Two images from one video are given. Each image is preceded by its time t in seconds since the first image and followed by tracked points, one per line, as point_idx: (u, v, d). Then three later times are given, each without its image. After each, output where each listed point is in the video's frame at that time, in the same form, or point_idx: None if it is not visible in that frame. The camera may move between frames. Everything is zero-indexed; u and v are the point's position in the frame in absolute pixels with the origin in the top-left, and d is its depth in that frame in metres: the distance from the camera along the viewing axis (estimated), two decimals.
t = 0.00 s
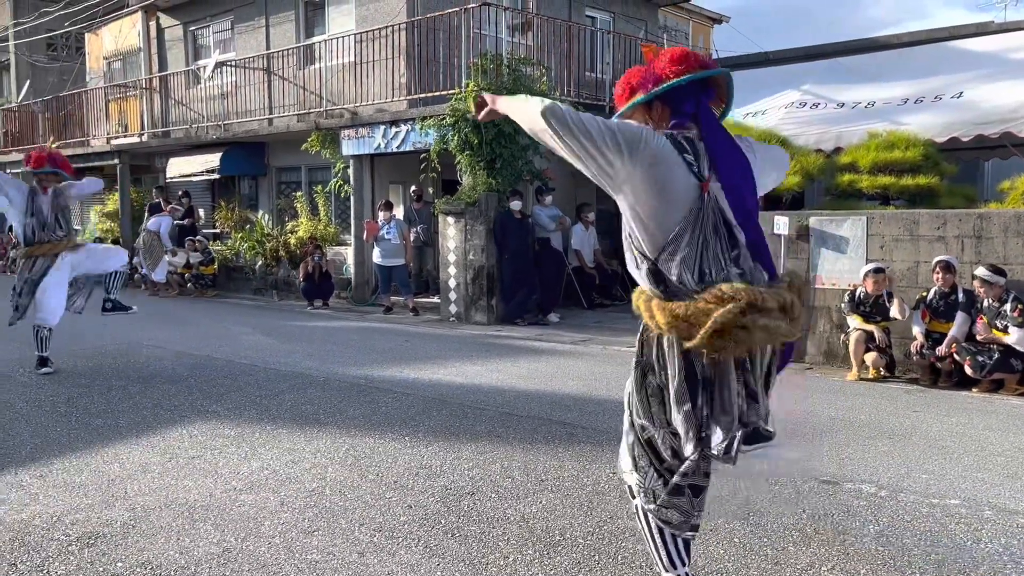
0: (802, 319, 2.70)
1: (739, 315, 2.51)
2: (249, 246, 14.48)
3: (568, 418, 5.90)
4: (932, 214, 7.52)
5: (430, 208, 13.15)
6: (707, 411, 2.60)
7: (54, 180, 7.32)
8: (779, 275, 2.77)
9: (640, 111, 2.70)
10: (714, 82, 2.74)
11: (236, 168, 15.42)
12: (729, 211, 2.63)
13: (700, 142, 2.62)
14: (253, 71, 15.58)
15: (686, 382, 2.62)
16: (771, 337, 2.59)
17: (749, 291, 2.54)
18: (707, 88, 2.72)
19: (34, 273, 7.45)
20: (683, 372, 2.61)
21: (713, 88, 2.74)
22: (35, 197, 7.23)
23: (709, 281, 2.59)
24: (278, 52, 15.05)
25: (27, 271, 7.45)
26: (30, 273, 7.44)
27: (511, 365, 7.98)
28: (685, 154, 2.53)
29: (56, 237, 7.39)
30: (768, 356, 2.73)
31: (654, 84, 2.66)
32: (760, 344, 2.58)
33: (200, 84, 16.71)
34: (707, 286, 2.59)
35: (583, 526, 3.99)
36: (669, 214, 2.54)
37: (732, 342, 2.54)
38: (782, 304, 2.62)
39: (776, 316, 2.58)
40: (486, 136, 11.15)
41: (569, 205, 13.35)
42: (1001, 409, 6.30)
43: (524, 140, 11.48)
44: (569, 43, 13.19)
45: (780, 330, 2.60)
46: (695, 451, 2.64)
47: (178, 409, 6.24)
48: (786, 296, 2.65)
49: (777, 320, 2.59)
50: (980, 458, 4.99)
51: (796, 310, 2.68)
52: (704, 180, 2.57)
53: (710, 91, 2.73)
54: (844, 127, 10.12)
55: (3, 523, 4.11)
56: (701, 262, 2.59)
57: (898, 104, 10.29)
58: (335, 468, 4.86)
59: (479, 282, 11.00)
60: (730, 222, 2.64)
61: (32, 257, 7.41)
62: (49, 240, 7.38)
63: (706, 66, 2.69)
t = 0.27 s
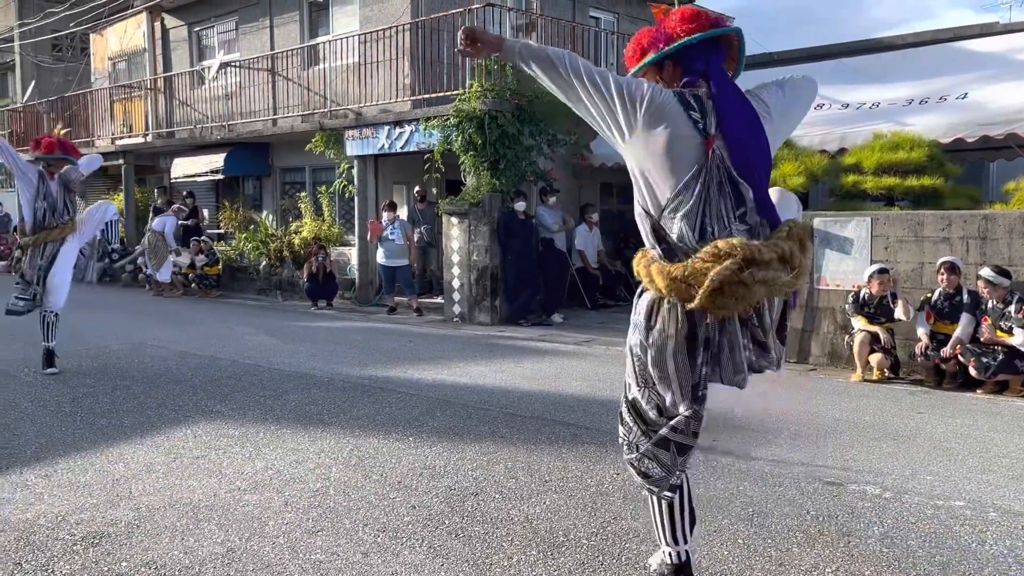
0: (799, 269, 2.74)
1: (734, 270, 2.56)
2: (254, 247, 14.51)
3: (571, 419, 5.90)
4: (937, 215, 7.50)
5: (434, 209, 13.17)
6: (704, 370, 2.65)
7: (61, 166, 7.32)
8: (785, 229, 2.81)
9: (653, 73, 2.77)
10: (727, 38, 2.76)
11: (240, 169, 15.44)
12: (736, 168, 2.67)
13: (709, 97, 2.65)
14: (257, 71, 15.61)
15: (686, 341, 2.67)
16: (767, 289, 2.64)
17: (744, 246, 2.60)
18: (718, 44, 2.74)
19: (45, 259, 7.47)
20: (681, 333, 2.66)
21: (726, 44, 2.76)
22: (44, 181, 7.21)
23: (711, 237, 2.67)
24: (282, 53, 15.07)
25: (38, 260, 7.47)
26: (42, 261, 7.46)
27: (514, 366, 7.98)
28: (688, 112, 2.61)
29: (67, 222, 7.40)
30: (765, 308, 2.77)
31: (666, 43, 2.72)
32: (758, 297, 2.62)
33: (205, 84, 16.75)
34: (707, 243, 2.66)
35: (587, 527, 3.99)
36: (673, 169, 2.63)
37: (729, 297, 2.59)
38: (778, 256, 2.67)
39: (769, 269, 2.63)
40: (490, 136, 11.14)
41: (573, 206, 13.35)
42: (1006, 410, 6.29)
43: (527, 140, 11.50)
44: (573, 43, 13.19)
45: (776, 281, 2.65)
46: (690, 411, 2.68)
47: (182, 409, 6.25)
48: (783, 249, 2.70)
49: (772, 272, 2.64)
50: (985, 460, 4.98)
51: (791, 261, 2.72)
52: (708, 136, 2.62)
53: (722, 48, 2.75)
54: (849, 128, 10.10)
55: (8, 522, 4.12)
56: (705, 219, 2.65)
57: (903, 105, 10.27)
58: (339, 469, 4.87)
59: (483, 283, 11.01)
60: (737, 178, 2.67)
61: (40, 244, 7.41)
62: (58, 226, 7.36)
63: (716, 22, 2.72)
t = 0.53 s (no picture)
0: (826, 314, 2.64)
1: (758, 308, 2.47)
2: (256, 246, 14.53)
3: (573, 419, 5.90)
4: (940, 215, 7.49)
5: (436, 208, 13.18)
6: (720, 409, 2.54)
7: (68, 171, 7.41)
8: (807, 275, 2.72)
9: (660, 115, 2.73)
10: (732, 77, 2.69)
11: (242, 169, 15.46)
12: (751, 209, 2.56)
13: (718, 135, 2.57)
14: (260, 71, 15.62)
15: (704, 377, 2.56)
16: (791, 331, 2.54)
17: (771, 285, 2.51)
18: (725, 81, 2.67)
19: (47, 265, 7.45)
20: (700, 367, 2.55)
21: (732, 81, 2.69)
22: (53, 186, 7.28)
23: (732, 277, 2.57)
24: (285, 53, 15.09)
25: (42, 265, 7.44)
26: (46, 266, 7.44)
27: (516, 366, 7.98)
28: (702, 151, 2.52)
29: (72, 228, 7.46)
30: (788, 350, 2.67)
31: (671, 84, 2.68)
32: (781, 338, 2.52)
33: (207, 84, 16.76)
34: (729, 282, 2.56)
35: (589, 527, 3.99)
36: (688, 210, 2.53)
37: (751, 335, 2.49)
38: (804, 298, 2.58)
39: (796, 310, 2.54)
40: (492, 136, 11.13)
41: (575, 206, 13.35)
42: (1008, 411, 6.28)
43: (530, 140, 11.49)
44: (575, 43, 13.18)
45: (801, 324, 2.55)
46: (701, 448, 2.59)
47: (185, 409, 6.25)
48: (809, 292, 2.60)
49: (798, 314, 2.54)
50: (987, 460, 4.97)
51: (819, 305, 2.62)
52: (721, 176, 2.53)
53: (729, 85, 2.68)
54: (851, 128, 10.10)
55: (10, 521, 4.13)
56: (724, 258, 2.55)
57: (905, 105, 10.25)
58: (341, 468, 4.87)
59: (485, 283, 11.01)
60: (753, 219, 2.56)
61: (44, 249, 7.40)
62: (64, 231, 7.41)
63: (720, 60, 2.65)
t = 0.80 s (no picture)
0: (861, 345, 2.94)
1: (805, 332, 2.76)
2: (257, 246, 14.54)
3: (574, 418, 5.90)
4: (941, 215, 7.49)
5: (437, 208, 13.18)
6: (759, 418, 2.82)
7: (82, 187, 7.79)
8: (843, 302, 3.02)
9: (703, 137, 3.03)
10: (762, 98, 2.94)
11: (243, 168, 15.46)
12: (795, 229, 2.83)
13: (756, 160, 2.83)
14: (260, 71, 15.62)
15: (746, 388, 2.84)
16: (831, 357, 2.84)
17: (818, 311, 2.81)
18: (756, 107, 2.93)
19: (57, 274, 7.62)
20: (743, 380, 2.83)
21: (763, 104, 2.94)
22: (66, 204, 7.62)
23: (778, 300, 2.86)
24: (285, 52, 15.08)
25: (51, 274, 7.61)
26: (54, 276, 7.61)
27: (517, 365, 7.98)
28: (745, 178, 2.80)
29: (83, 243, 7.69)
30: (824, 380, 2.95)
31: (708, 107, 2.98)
32: (821, 362, 2.82)
33: (208, 84, 16.76)
34: (776, 305, 2.85)
35: (589, 526, 3.99)
36: (738, 233, 2.80)
37: (796, 355, 2.78)
38: (845, 326, 2.87)
39: (838, 340, 2.84)
40: (493, 136, 11.13)
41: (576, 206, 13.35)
42: (1009, 410, 6.28)
43: (531, 140, 11.47)
44: (576, 42, 13.18)
45: (840, 351, 2.86)
46: (736, 450, 2.83)
47: (185, 408, 6.25)
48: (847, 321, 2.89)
49: (839, 342, 2.84)
50: (988, 460, 4.97)
51: (856, 336, 2.92)
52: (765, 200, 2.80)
53: (759, 108, 2.93)
54: (852, 128, 10.10)
55: (11, 521, 4.13)
56: (772, 282, 2.84)
57: (906, 104, 10.25)
58: (341, 468, 4.87)
59: (486, 282, 11.02)
60: (796, 239, 2.84)
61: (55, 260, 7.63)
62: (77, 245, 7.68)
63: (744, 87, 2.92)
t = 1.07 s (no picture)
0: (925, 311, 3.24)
1: (868, 302, 3.08)
2: (256, 245, 14.54)
3: (573, 417, 5.90)
4: (940, 213, 7.49)
5: (436, 206, 13.17)
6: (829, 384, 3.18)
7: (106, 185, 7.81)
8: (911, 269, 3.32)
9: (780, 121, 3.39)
10: (830, 79, 3.24)
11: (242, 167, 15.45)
12: (859, 207, 3.19)
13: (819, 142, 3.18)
14: (259, 70, 15.62)
15: (818, 358, 3.20)
16: (897, 323, 3.15)
17: (882, 282, 3.13)
18: (824, 89, 3.24)
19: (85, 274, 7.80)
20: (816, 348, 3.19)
21: (830, 85, 3.24)
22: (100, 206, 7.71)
23: (844, 271, 3.21)
24: (284, 51, 15.08)
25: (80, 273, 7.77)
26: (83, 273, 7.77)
27: (517, 364, 7.99)
28: (806, 161, 3.16)
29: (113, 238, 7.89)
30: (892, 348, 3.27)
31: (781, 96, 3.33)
32: (886, 328, 3.13)
33: (207, 82, 16.76)
34: (842, 277, 3.20)
35: (589, 524, 3.99)
36: (801, 212, 3.19)
37: (861, 322, 3.10)
38: (909, 294, 3.18)
39: (901, 308, 3.14)
40: (492, 134, 11.11)
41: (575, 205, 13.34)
42: (1009, 409, 6.29)
43: (530, 138, 11.44)
44: (576, 41, 13.17)
45: (905, 318, 3.17)
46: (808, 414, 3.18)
47: (186, 407, 6.25)
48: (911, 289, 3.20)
49: (903, 310, 3.15)
50: (987, 458, 4.98)
51: (920, 303, 3.22)
52: (826, 180, 3.16)
53: (827, 89, 3.24)
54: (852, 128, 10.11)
55: (11, 519, 4.13)
56: (836, 255, 3.20)
57: (905, 103, 10.25)
58: (341, 466, 4.87)
59: (485, 281, 11.02)
60: (860, 217, 3.20)
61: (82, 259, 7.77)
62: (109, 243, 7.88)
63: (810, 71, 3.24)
